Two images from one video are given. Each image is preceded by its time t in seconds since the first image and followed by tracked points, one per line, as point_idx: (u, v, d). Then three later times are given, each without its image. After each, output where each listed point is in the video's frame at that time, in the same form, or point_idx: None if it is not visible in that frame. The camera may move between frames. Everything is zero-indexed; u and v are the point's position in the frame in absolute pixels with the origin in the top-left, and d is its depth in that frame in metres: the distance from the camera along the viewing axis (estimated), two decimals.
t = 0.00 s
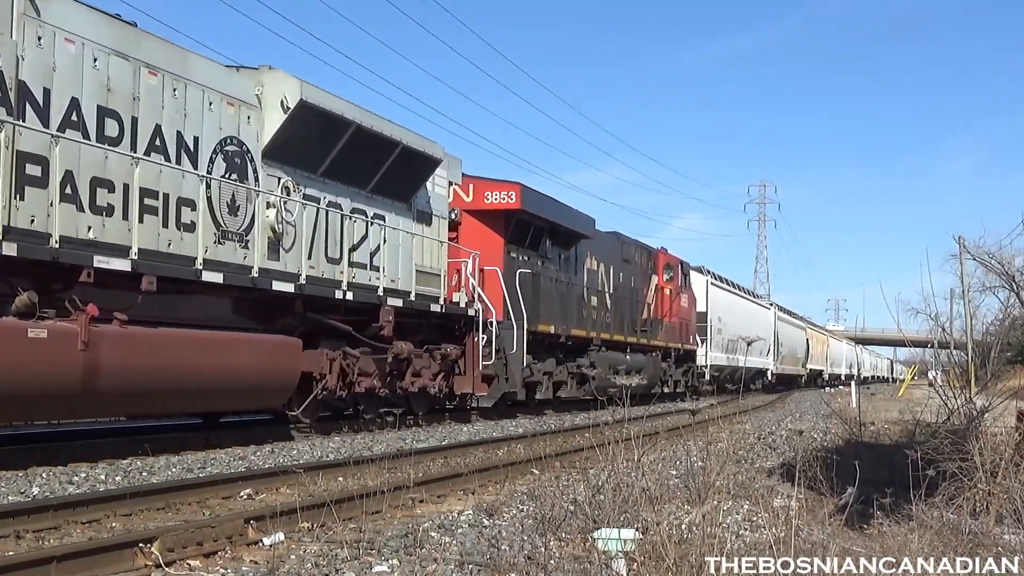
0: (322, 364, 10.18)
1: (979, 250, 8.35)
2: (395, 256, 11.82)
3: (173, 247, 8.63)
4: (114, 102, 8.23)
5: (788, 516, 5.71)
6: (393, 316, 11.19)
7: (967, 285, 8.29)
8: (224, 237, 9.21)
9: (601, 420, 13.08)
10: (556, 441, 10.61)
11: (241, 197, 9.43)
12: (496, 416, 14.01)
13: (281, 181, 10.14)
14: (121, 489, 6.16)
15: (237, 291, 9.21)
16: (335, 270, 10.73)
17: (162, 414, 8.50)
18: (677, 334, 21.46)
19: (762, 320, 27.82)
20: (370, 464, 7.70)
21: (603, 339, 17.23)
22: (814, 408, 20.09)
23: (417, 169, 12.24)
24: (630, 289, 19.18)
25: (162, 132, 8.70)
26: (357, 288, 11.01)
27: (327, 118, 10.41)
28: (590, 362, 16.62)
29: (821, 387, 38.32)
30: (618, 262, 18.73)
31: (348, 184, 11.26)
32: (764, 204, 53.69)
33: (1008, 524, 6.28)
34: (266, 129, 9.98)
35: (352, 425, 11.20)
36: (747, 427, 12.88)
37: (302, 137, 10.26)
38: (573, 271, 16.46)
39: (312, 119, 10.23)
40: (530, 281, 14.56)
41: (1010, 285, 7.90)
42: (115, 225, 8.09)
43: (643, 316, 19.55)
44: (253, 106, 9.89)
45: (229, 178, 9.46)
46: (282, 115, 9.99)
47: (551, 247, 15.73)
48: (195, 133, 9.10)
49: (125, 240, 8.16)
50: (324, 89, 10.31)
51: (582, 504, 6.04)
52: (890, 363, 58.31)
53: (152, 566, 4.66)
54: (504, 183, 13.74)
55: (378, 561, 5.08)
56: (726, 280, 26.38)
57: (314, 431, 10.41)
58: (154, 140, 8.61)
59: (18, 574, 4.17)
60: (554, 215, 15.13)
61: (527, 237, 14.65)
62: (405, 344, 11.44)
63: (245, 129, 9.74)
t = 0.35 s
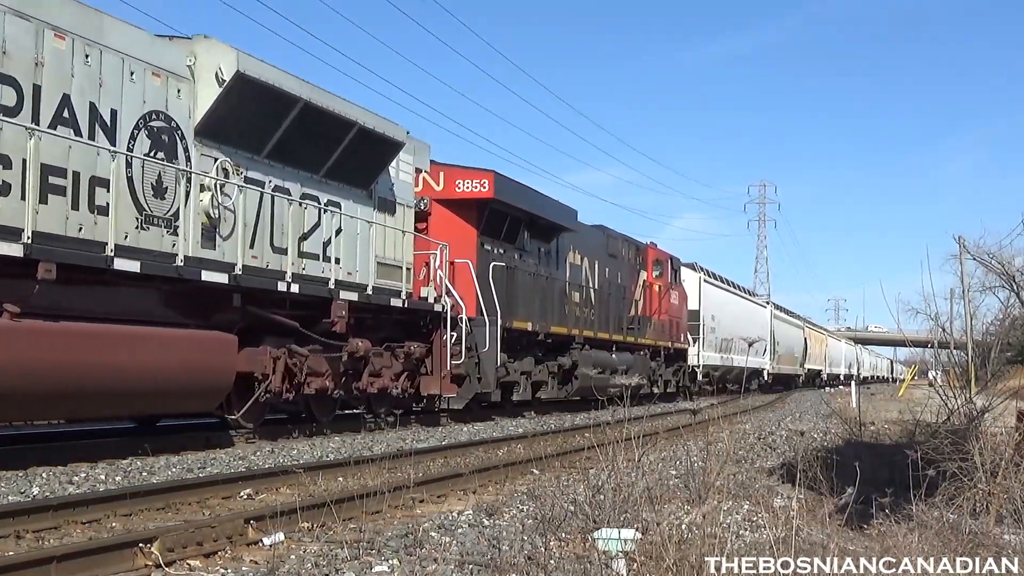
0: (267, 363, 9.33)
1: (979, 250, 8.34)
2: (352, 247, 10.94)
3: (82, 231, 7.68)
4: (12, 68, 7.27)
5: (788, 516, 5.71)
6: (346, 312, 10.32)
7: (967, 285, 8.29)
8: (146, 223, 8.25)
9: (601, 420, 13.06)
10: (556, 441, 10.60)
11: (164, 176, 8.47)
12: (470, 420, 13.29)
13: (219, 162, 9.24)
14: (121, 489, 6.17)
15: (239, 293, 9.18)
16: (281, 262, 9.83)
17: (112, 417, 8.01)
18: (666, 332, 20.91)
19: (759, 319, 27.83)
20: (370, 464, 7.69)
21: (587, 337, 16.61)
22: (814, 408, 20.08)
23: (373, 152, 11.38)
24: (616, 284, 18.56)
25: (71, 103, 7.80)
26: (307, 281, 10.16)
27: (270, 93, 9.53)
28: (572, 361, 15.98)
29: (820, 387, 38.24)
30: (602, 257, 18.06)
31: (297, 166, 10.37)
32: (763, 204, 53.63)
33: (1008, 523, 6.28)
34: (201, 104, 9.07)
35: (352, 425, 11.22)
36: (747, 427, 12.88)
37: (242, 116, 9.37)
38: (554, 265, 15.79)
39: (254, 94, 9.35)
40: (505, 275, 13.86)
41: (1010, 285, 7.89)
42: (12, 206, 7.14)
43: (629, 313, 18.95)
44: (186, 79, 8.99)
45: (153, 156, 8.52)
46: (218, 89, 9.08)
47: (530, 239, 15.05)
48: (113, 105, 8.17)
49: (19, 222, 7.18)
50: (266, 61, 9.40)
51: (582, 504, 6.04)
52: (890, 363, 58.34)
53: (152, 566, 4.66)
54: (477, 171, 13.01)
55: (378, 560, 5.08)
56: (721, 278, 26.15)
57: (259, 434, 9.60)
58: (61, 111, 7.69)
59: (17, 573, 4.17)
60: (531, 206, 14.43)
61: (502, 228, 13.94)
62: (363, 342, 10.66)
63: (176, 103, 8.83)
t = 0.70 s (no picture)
0: (199, 363, 8.55)
1: (979, 250, 8.34)
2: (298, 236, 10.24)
3: None
4: None
5: (788, 516, 5.71)
6: (290, 306, 9.58)
7: (967, 285, 8.29)
8: (54, 205, 7.54)
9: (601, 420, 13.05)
10: (556, 441, 10.60)
11: (75, 154, 7.72)
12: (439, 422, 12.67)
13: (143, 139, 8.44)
14: (121, 489, 6.17)
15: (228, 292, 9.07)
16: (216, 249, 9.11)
17: (55, 420, 7.58)
18: (654, 330, 20.34)
19: (757, 319, 27.89)
20: (370, 464, 7.69)
21: (568, 336, 16.02)
22: (814, 408, 20.07)
23: (323, 129, 10.66)
24: (601, 280, 17.96)
25: None
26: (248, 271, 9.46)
27: (201, 64, 8.73)
28: (552, 359, 15.35)
29: (817, 387, 38.18)
30: (584, 252, 17.43)
31: (235, 145, 9.59)
32: (762, 203, 53.55)
33: (1008, 523, 6.28)
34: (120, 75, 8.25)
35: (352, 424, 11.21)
36: (747, 427, 12.87)
37: (175, 91, 8.65)
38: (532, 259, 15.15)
39: (183, 66, 8.55)
40: (478, 268, 13.20)
41: (1011, 284, 7.87)
42: None
43: (615, 311, 18.38)
44: (103, 45, 8.16)
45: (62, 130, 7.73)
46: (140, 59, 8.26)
47: (505, 231, 14.40)
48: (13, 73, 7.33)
49: None
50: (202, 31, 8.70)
51: (582, 504, 6.03)
52: (891, 364, 58.34)
53: (152, 566, 4.66)
54: (444, 157, 12.30)
55: (378, 560, 5.08)
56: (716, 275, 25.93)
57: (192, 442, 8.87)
58: None
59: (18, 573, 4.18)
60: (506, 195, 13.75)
61: (474, 219, 13.27)
62: (311, 338, 9.95)
63: (90, 73, 8.01)
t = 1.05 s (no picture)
0: (115, 363, 7.80)
1: (979, 250, 8.34)
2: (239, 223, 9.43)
3: None
4: None
5: (788, 517, 5.71)
6: (224, 299, 8.74)
7: (967, 285, 8.29)
8: None
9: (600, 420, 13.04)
10: (555, 441, 10.59)
11: None
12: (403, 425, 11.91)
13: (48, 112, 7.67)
14: (121, 489, 6.17)
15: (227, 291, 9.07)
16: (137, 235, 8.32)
17: None
18: (641, 328, 19.72)
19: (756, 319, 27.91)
20: (370, 464, 7.69)
21: (549, 334, 15.39)
22: (814, 408, 20.07)
23: (268, 106, 9.85)
24: (584, 275, 17.30)
25: None
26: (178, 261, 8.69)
27: (113, 31, 7.91)
28: (529, 359, 14.68)
29: (816, 387, 38.12)
30: (567, 246, 16.75)
31: (162, 120, 8.79)
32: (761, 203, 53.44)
33: (1008, 523, 6.28)
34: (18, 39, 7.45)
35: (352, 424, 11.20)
36: (747, 427, 12.86)
37: (89, 58, 7.86)
38: (510, 253, 14.44)
39: (92, 32, 7.75)
40: (448, 261, 12.49)
41: (1010, 285, 7.87)
42: None
43: (600, 308, 17.74)
44: None
45: None
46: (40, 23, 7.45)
47: (479, 223, 13.67)
48: None
49: None
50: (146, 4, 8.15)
51: (582, 504, 6.03)
52: (891, 364, 58.37)
53: (152, 566, 4.65)
54: (409, 141, 11.52)
55: (378, 561, 5.08)
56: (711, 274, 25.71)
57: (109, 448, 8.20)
58: None
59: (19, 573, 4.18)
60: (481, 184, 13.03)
61: (444, 209, 12.55)
62: (250, 335, 9.17)
63: None
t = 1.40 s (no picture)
0: (8, 363, 7.10)
1: (978, 250, 8.33)
2: (167, 207, 8.65)
3: None
4: None
5: (788, 516, 5.71)
6: (141, 290, 7.96)
7: (967, 285, 8.29)
8: None
9: (600, 420, 13.04)
10: (555, 441, 10.59)
11: None
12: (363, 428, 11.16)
13: None
14: (121, 489, 6.17)
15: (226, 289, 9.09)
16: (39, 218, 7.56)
17: None
18: (628, 326, 19.00)
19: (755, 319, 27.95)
20: (370, 464, 7.70)
21: (527, 331, 14.68)
22: (814, 408, 20.06)
23: (193, 80, 8.94)
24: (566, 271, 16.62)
25: None
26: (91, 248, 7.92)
27: None
28: (505, 359, 13.88)
29: (816, 387, 38.17)
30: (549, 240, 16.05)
31: (70, 91, 7.97)
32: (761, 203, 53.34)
33: (1008, 523, 6.29)
34: None
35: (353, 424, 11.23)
36: (747, 427, 12.85)
37: None
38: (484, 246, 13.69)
39: None
40: (412, 252, 11.75)
41: (1010, 285, 7.86)
42: None
43: (584, 305, 17.03)
44: None
45: None
46: None
47: (450, 213, 12.95)
48: None
49: None
50: None
51: (582, 504, 6.03)
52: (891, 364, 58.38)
53: (152, 566, 4.65)
54: (369, 123, 10.79)
55: (378, 561, 5.08)
56: (706, 272, 25.47)
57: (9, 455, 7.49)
58: None
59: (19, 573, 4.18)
60: (450, 172, 12.29)
61: (408, 197, 11.81)
62: (175, 330, 8.40)
63: None
